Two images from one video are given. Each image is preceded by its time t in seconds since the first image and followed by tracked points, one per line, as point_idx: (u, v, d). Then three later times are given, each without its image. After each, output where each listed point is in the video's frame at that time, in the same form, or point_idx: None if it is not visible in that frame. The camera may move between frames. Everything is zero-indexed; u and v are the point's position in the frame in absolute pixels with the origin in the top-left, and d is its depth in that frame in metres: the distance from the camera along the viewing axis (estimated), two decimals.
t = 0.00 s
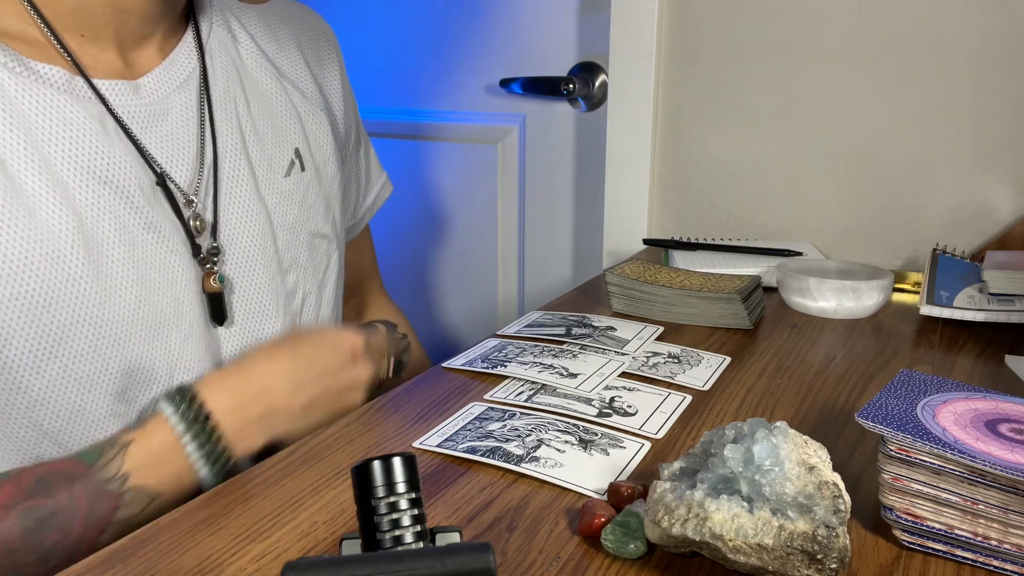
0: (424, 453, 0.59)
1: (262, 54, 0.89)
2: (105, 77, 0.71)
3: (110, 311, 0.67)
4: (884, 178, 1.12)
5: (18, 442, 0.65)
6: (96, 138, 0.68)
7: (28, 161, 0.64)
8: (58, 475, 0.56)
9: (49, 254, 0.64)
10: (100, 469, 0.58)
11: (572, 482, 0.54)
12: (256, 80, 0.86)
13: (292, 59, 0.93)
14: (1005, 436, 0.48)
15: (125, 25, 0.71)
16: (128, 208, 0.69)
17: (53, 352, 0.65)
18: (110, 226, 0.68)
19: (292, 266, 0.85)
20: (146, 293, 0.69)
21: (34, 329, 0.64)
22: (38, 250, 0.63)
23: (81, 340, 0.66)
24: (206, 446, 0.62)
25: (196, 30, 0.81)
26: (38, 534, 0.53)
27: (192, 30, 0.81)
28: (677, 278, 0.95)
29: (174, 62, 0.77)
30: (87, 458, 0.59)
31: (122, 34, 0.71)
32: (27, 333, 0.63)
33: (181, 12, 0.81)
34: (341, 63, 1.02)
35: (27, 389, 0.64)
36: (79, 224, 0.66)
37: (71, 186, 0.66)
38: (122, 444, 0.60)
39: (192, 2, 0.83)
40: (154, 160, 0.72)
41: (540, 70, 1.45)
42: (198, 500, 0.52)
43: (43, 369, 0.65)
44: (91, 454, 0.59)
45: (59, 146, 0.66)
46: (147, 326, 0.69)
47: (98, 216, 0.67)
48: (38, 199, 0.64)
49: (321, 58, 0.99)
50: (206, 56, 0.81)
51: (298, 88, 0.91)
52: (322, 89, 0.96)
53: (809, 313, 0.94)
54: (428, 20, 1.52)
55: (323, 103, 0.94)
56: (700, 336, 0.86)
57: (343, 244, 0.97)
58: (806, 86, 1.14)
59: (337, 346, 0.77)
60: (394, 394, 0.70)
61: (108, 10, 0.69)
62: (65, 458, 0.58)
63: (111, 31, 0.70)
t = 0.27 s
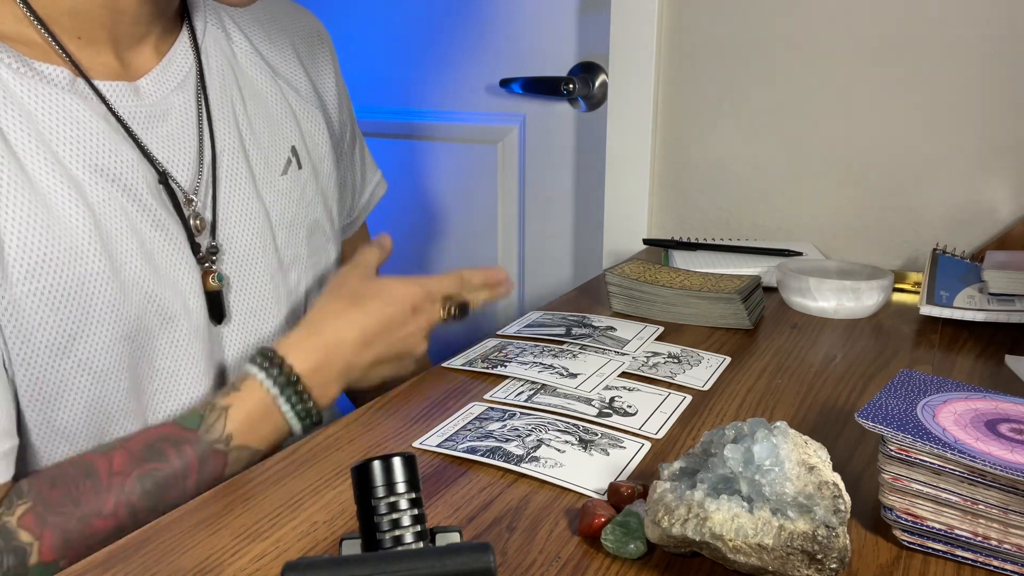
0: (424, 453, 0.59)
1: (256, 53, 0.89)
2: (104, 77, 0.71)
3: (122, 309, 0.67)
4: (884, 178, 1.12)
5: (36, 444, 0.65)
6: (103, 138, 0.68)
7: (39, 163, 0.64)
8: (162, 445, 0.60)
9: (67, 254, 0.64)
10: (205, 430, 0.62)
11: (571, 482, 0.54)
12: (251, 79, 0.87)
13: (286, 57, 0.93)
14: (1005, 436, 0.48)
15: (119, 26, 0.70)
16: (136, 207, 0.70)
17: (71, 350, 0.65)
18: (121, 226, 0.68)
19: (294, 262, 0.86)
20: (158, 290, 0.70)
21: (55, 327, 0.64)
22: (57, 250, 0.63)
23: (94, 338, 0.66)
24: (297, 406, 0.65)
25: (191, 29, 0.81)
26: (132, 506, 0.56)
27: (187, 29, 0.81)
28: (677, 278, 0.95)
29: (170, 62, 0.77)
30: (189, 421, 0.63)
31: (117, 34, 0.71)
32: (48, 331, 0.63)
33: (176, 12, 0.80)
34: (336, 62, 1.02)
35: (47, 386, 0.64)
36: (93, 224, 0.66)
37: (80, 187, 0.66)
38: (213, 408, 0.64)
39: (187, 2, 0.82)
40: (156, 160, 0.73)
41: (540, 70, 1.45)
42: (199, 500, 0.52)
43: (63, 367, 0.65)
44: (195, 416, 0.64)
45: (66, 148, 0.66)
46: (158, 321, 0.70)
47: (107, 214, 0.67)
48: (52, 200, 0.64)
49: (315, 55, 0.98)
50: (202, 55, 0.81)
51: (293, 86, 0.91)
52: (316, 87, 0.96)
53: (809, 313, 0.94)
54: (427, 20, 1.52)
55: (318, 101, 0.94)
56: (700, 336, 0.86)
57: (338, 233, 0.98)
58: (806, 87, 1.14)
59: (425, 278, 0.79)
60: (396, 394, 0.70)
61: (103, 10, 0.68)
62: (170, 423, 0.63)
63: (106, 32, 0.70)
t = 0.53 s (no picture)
0: (424, 453, 0.59)
1: (256, 55, 0.88)
2: (100, 79, 0.70)
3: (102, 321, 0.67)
4: (884, 178, 1.12)
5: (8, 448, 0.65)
6: (91, 146, 0.68)
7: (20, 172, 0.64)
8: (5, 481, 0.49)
9: (43, 265, 0.64)
10: (60, 475, 0.51)
11: (571, 482, 0.54)
12: (252, 83, 0.86)
13: (286, 61, 0.93)
14: (1005, 436, 0.48)
15: (119, 29, 0.70)
16: (123, 216, 0.69)
17: (47, 359, 0.65)
18: (104, 235, 0.67)
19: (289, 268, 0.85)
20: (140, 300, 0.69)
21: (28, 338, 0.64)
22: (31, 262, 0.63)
23: (77, 349, 0.67)
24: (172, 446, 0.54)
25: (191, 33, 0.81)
26: None
27: (186, 32, 0.80)
28: (677, 278, 0.95)
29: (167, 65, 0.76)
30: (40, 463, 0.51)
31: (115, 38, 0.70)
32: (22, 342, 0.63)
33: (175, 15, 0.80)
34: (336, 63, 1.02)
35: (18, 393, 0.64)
36: (72, 234, 0.66)
37: (64, 196, 0.66)
38: (74, 449, 0.52)
39: (186, 4, 0.82)
40: (151, 165, 0.72)
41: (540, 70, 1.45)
42: (199, 500, 0.52)
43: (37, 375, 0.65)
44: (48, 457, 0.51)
45: (51, 155, 0.66)
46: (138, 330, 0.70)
47: (92, 223, 0.67)
48: (30, 210, 0.64)
49: (314, 57, 0.98)
50: (201, 57, 0.81)
51: (292, 89, 0.91)
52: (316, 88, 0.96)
53: (809, 313, 0.94)
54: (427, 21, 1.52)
55: (317, 103, 0.94)
56: (700, 336, 0.86)
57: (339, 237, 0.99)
58: (806, 87, 1.14)
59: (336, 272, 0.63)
60: (395, 394, 0.70)
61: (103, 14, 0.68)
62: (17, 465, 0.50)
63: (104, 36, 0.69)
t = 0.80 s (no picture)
0: (424, 453, 0.59)
1: (250, 52, 0.88)
2: (82, 84, 0.70)
3: (82, 335, 0.68)
4: (885, 179, 1.12)
5: None
6: (75, 158, 0.67)
7: None
8: None
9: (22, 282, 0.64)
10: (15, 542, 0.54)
11: (572, 482, 0.54)
12: (245, 81, 0.86)
13: (281, 58, 0.92)
14: (1004, 436, 0.48)
15: (106, 29, 0.70)
16: (106, 228, 0.69)
17: (27, 372, 0.66)
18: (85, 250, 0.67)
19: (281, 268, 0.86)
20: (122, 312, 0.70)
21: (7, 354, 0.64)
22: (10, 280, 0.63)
23: (59, 360, 0.67)
24: (119, 502, 0.58)
25: (180, 32, 0.80)
26: None
27: (176, 31, 0.80)
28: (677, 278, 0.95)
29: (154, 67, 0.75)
30: None
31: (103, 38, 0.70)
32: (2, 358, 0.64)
33: (165, 14, 0.79)
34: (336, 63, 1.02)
35: None
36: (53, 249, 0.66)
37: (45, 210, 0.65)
38: (33, 516, 0.55)
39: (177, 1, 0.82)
40: (139, 172, 0.71)
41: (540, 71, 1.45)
42: (198, 500, 0.52)
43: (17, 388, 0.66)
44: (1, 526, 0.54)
45: (33, 166, 0.65)
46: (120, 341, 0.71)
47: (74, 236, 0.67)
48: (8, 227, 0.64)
49: (310, 54, 0.98)
50: (192, 56, 0.80)
51: (288, 86, 0.91)
52: (313, 86, 0.96)
53: (809, 313, 0.94)
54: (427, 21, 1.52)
55: (313, 99, 0.93)
56: (700, 336, 0.86)
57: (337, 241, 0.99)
58: (807, 87, 1.14)
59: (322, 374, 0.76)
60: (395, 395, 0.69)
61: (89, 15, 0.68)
62: None
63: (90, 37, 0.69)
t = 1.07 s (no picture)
0: (424, 453, 0.59)
1: (252, 57, 0.81)
2: (68, 98, 0.62)
3: (69, 377, 0.60)
4: (884, 179, 1.12)
5: None
6: (60, 179, 0.60)
7: None
8: None
9: None
10: None
11: (571, 482, 0.54)
12: (247, 90, 0.79)
13: (288, 66, 0.86)
14: (1005, 436, 0.48)
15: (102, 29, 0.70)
16: (95, 254, 0.61)
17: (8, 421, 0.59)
18: (71, 281, 0.60)
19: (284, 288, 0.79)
20: (115, 346, 0.62)
21: None
22: None
23: (41, 402, 0.60)
24: None
25: (177, 40, 0.72)
26: None
27: (172, 41, 0.72)
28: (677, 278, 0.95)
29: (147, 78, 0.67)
30: None
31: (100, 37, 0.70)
32: None
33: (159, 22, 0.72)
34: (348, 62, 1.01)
35: None
36: (33, 282, 0.58)
37: (26, 238, 0.58)
38: None
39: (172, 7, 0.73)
40: (129, 194, 0.64)
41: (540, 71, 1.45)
42: (197, 501, 0.52)
43: None
44: None
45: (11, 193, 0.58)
46: (114, 381, 0.63)
47: (58, 266, 0.60)
48: None
49: (316, 61, 0.92)
50: (188, 66, 0.73)
51: (293, 93, 0.84)
52: (319, 94, 0.90)
53: (809, 313, 0.94)
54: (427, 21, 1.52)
55: (320, 108, 0.88)
56: (699, 336, 0.86)
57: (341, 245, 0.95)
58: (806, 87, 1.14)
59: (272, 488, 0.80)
60: (394, 395, 0.69)
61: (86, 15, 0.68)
62: None
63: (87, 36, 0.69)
